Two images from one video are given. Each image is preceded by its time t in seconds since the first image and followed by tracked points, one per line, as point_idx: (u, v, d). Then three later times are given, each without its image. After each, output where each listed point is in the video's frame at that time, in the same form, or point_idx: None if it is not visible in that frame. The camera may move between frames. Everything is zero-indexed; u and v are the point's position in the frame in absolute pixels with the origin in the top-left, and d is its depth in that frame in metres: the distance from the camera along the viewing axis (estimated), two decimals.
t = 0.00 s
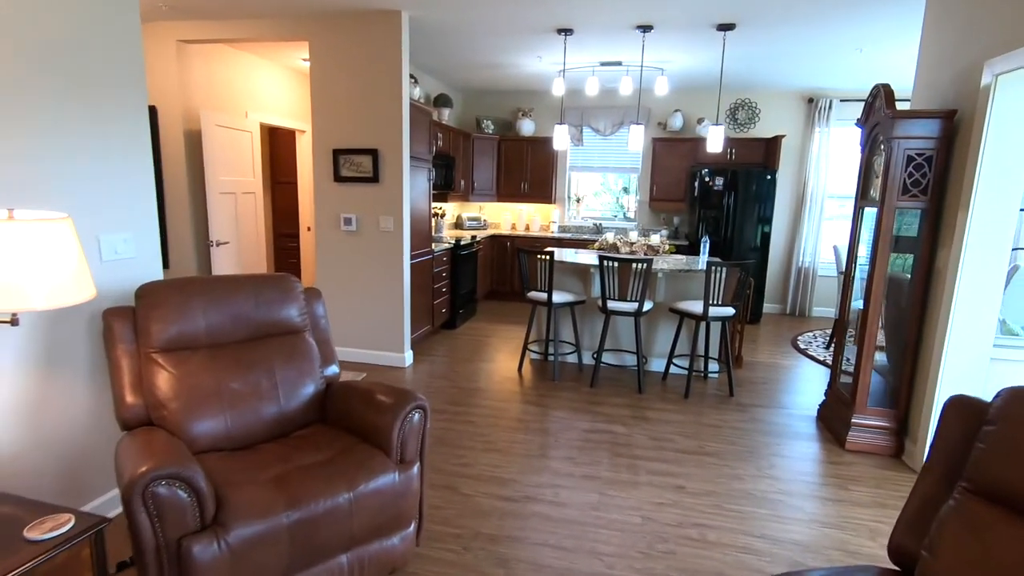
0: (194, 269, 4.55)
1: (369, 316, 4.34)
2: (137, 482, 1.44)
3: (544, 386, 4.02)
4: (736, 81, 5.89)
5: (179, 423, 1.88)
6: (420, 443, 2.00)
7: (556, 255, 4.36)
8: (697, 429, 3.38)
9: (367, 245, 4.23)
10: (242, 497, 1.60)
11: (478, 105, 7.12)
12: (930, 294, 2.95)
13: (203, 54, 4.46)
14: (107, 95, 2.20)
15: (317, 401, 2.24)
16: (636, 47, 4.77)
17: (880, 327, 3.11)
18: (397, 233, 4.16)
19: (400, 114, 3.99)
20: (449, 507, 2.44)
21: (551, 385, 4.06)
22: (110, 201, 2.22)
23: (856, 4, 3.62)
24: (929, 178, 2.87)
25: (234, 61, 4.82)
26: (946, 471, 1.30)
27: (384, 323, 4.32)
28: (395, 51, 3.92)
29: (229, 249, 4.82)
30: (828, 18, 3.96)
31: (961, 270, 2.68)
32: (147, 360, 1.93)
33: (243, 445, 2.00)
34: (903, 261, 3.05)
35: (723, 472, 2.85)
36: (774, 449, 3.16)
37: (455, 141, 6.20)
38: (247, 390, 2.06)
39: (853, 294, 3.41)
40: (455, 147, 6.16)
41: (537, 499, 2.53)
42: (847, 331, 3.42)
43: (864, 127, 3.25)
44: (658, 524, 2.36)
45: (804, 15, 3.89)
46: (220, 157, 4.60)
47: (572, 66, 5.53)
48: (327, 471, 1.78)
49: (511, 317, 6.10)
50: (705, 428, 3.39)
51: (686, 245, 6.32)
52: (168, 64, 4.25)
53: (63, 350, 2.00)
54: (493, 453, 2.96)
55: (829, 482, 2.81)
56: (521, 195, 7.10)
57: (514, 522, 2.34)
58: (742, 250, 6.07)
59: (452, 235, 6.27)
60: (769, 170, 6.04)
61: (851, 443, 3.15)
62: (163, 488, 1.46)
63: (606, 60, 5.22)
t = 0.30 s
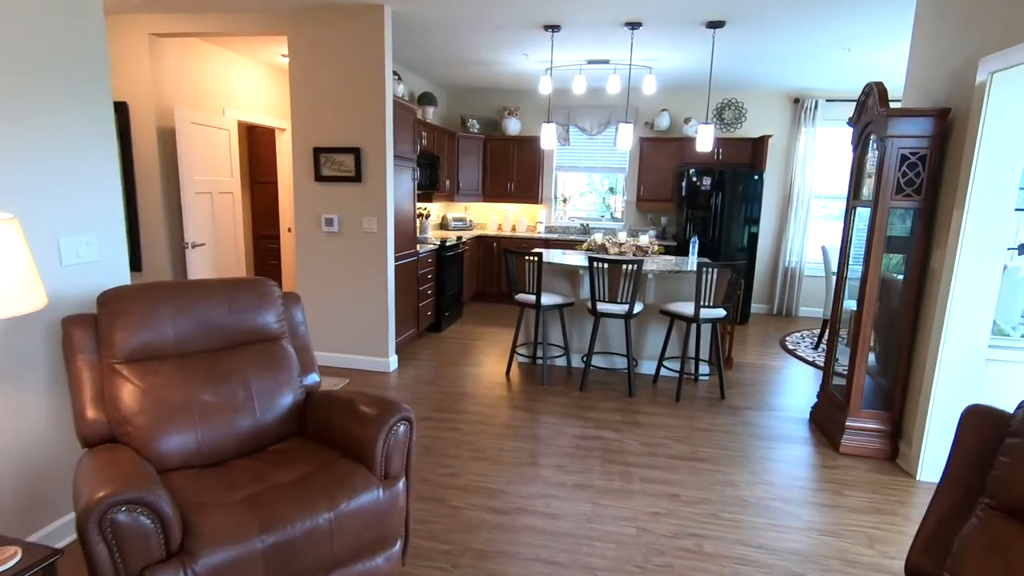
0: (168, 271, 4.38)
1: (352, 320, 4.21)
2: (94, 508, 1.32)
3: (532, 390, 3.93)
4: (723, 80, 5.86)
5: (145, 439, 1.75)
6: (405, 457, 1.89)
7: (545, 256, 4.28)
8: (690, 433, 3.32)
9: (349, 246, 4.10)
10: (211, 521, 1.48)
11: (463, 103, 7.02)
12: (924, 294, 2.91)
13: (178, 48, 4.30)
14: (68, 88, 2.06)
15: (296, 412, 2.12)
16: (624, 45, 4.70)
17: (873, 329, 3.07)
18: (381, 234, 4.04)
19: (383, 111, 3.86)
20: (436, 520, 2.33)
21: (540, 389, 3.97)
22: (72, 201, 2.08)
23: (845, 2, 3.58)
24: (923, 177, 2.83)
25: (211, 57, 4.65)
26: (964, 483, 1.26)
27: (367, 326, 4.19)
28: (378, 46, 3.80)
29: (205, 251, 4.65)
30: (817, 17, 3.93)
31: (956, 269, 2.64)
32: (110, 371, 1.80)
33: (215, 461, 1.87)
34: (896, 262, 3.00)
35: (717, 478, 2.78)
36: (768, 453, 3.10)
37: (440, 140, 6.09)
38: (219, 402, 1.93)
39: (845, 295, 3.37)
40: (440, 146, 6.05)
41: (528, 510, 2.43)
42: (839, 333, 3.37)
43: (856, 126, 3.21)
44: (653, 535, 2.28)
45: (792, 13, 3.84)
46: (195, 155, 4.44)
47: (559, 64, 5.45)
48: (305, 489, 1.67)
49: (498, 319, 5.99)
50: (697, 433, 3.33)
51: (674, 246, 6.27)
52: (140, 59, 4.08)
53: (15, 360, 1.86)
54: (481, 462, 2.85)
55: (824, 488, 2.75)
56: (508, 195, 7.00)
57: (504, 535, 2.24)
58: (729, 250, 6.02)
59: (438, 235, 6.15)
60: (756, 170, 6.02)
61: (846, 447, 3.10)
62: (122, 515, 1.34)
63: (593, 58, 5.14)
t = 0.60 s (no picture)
0: (142, 276, 4.20)
1: (335, 325, 4.07)
2: (46, 544, 1.19)
3: (522, 396, 3.83)
4: (712, 80, 5.82)
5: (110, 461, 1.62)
6: (392, 475, 1.78)
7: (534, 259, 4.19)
8: (684, 439, 3.24)
9: (332, 250, 3.97)
10: (180, 554, 1.36)
11: (449, 103, 6.91)
12: (921, 295, 2.87)
13: (152, 44, 4.14)
14: (26, 82, 1.91)
15: (275, 428, 2.00)
16: (613, 43, 4.63)
17: (869, 331, 3.02)
18: (365, 237, 3.91)
19: (368, 110, 3.74)
20: (425, 538, 2.22)
21: (530, 394, 3.87)
22: (30, 205, 1.93)
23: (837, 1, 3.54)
24: (919, 177, 2.79)
25: (187, 53, 4.49)
26: (992, 505, 1.26)
27: (351, 332, 4.06)
28: (362, 43, 3.68)
29: (182, 255, 4.48)
30: (808, 16, 3.89)
31: (955, 268, 2.59)
32: (70, 388, 1.66)
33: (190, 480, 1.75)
34: (892, 263, 2.96)
35: (715, 487, 2.71)
36: (764, 459, 3.04)
37: (426, 140, 5.97)
38: (192, 419, 1.80)
39: (840, 297, 3.32)
40: (425, 146, 5.93)
41: (521, 525, 2.33)
42: (834, 335, 3.33)
43: (850, 126, 3.17)
44: (651, 549, 2.20)
45: (783, 12, 3.80)
46: (170, 155, 4.27)
47: (547, 63, 5.36)
48: (285, 514, 1.56)
49: (486, 322, 5.89)
50: (691, 438, 3.26)
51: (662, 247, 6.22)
52: (111, 56, 3.90)
53: None
54: (471, 473, 2.75)
55: (821, 495, 2.69)
56: (494, 196, 6.89)
57: (497, 552, 2.14)
58: (717, 251, 5.97)
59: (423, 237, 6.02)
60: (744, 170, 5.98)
61: (842, 452, 3.05)
62: (79, 552, 1.21)
63: (581, 57, 5.06)
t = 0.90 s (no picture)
0: (110, 281, 4.02)
1: (313, 331, 3.94)
2: None
3: (508, 402, 3.74)
4: (696, 79, 5.80)
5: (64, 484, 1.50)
6: (373, 495, 1.68)
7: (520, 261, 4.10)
8: (674, 445, 3.18)
9: (311, 253, 3.83)
10: None
11: (431, 101, 6.79)
12: (910, 297, 2.84)
13: (118, 39, 3.96)
14: None
15: (248, 444, 1.88)
16: (598, 42, 4.57)
17: (859, 334, 2.99)
18: (345, 240, 3.79)
19: (347, 108, 3.62)
20: (408, 557, 2.11)
21: (515, 400, 3.78)
22: None
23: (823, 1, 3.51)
24: (909, 178, 2.76)
25: (157, 49, 4.32)
26: (1011, 530, 1.26)
27: (331, 337, 3.93)
28: (340, 39, 3.55)
29: (152, 259, 4.30)
30: (793, 16, 3.86)
31: (945, 269, 2.57)
32: (21, 409, 1.53)
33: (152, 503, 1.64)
34: (881, 264, 2.93)
35: (707, 495, 2.64)
36: (754, 464, 3.00)
37: (407, 140, 5.85)
38: (157, 438, 1.68)
39: (828, 298, 3.29)
40: (407, 145, 5.81)
41: (509, 540, 2.23)
42: (822, 337, 3.30)
43: (838, 126, 3.14)
44: (644, 563, 2.12)
45: (769, 12, 3.77)
46: (139, 155, 4.09)
47: (530, 61, 5.28)
48: (256, 542, 1.45)
49: (470, 325, 5.78)
50: (681, 444, 3.19)
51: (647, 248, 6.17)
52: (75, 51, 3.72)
53: None
54: (456, 486, 2.65)
55: (813, 501, 2.64)
56: (478, 196, 6.79)
57: (484, 571, 2.05)
58: (701, 251, 5.93)
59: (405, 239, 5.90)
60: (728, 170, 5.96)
61: (832, 456, 3.02)
62: None
63: (565, 55, 4.99)
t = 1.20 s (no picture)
0: (74, 285, 3.83)
1: (290, 336, 3.80)
2: None
3: (492, 406, 3.65)
4: (679, 77, 5.76)
5: (26, 506, 1.39)
6: (349, 515, 1.57)
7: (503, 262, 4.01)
8: (662, 448, 3.12)
9: (286, 255, 3.70)
10: None
11: (411, 99, 6.67)
12: (898, 297, 2.82)
13: (81, 32, 3.78)
14: None
15: (213, 462, 1.77)
16: (581, 38, 4.50)
17: (847, 333, 2.95)
18: (322, 241, 3.66)
19: (323, 105, 3.49)
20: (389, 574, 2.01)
21: (500, 404, 3.69)
22: None
23: None
24: (896, 176, 2.73)
25: (123, 42, 4.14)
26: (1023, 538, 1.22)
27: (309, 342, 3.80)
28: (315, 33, 3.41)
29: (120, 261, 4.12)
30: (777, 14, 3.83)
31: (933, 268, 2.54)
32: None
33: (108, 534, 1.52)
34: (868, 263, 2.90)
35: (697, 501, 2.58)
36: (743, 467, 2.95)
37: (388, 138, 5.72)
38: (115, 458, 1.57)
39: (815, 297, 3.26)
40: (387, 144, 5.68)
41: (494, 554, 2.15)
42: (809, 336, 3.27)
43: (825, 123, 3.10)
44: None
45: (754, 9, 3.73)
46: (104, 153, 3.91)
47: (513, 57, 5.19)
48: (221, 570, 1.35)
49: (453, 326, 5.68)
50: (669, 447, 3.14)
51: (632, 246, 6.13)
52: (33, 44, 3.54)
53: None
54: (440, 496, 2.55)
55: (804, 505, 2.60)
56: (460, 195, 6.68)
57: None
58: (685, 249, 5.91)
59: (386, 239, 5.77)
60: (712, 168, 5.93)
61: (821, 457, 2.98)
62: None
63: (548, 51, 4.91)
